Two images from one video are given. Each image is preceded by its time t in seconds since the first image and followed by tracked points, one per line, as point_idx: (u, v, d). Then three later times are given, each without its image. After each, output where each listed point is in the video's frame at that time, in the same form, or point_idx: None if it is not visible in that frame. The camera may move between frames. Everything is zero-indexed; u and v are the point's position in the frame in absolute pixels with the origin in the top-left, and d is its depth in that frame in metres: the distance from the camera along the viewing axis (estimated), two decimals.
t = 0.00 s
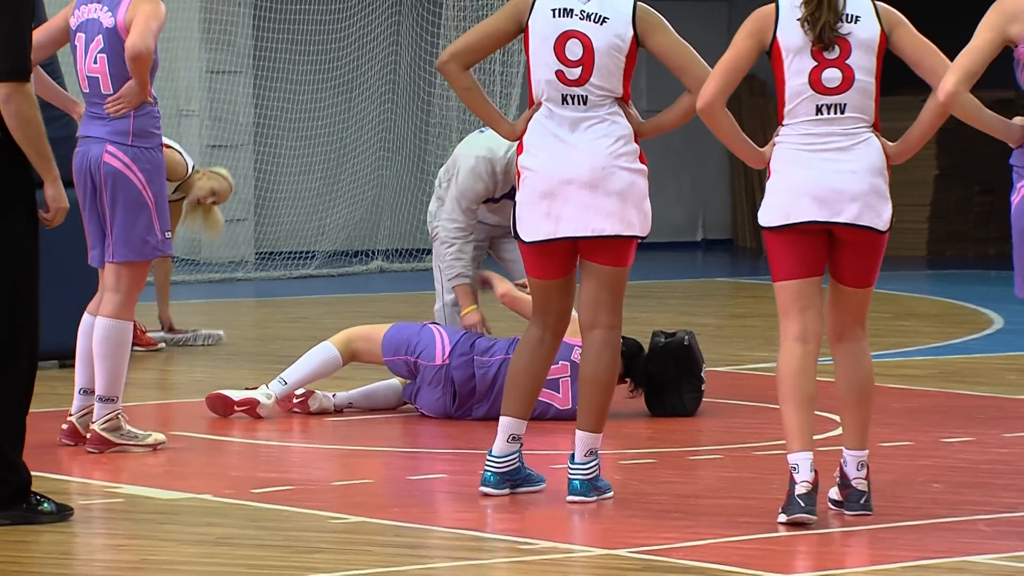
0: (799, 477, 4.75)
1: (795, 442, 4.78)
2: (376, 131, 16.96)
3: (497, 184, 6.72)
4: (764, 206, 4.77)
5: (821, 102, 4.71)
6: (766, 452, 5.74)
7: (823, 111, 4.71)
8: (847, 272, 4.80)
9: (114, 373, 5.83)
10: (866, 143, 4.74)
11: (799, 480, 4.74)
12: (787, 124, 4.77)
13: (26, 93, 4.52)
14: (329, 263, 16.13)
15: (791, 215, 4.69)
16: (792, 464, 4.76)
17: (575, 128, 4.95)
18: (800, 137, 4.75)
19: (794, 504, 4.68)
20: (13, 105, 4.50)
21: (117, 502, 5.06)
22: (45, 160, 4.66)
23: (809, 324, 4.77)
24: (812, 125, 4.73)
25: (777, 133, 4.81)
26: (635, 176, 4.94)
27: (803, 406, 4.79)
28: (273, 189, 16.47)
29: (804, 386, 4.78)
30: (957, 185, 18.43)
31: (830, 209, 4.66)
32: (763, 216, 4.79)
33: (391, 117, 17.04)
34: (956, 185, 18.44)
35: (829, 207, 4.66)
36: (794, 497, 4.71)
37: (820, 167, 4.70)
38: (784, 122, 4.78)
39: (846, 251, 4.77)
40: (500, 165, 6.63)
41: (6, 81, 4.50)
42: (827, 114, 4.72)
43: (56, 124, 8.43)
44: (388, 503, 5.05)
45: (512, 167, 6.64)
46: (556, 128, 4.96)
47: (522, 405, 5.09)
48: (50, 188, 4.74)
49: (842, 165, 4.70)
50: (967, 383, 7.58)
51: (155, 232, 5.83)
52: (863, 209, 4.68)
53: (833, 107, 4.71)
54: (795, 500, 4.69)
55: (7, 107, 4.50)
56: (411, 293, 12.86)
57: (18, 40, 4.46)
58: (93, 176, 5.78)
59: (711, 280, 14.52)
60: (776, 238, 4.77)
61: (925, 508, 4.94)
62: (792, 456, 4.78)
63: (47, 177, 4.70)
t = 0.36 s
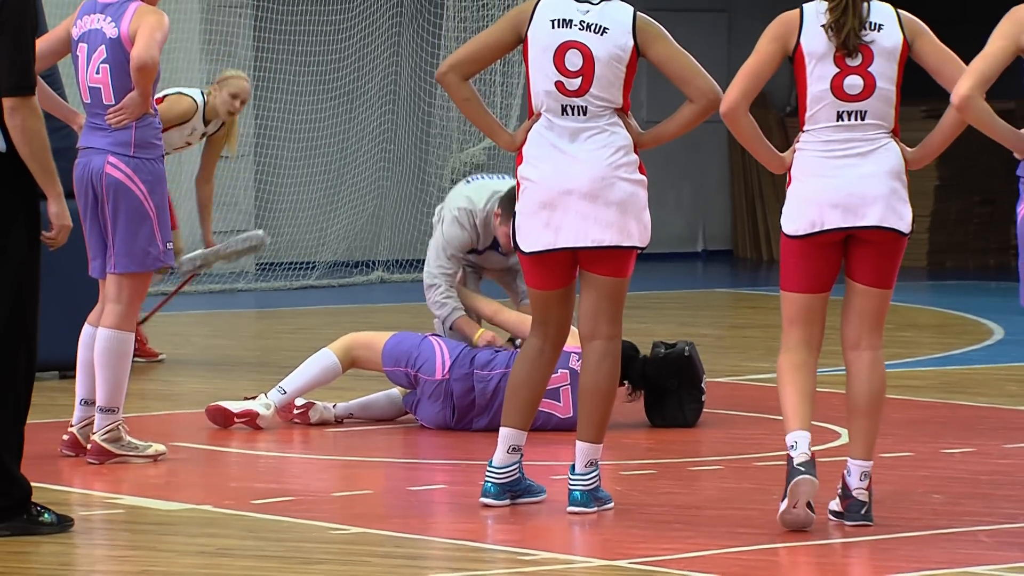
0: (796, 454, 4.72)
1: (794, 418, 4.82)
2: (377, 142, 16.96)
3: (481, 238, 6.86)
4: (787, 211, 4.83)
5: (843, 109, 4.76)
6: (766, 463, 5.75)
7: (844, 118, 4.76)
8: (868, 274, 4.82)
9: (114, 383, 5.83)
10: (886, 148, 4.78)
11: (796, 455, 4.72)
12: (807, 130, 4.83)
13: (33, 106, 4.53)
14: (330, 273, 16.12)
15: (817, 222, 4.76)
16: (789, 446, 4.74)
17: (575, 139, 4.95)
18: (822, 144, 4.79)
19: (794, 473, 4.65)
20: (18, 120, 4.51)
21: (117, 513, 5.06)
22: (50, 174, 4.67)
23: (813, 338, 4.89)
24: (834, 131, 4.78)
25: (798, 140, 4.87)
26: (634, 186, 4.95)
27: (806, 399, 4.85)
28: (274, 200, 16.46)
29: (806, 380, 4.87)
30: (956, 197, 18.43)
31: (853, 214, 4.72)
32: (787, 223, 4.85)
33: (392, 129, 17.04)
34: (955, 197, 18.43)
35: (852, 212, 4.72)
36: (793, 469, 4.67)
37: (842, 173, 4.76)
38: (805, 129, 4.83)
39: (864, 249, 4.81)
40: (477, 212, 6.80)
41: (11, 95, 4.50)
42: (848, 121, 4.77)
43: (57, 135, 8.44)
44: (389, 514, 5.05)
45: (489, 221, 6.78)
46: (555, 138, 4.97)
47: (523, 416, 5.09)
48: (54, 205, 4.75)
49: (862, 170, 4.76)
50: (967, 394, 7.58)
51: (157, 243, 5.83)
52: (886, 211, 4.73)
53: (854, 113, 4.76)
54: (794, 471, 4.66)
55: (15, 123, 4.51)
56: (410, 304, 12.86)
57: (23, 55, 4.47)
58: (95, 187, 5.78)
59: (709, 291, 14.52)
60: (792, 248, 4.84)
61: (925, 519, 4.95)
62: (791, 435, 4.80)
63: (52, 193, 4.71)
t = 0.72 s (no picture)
0: (793, 470, 4.76)
1: (793, 437, 4.83)
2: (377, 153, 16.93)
3: (497, 278, 6.80)
4: (792, 223, 4.84)
5: (849, 121, 4.77)
6: (766, 474, 5.74)
7: (850, 130, 4.77)
8: (869, 283, 4.82)
9: (114, 394, 5.83)
10: (892, 161, 4.79)
11: (794, 472, 4.75)
12: (814, 142, 4.83)
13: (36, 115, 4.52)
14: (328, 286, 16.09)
15: (823, 235, 4.76)
16: (788, 460, 4.78)
17: (575, 150, 4.96)
18: (827, 156, 4.80)
19: (792, 492, 4.69)
20: (22, 127, 4.51)
21: (117, 524, 5.05)
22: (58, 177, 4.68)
23: (816, 350, 4.89)
24: (839, 144, 4.78)
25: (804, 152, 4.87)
26: (635, 198, 4.95)
27: (806, 409, 4.86)
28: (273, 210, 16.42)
29: (808, 393, 4.87)
30: (956, 208, 18.43)
31: (859, 227, 4.73)
32: (793, 235, 4.85)
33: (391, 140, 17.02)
34: (955, 209, 18.43)
35: (858, 225, 4.73)
36: (790, 487, 4.71)
37: (848, 185, 4.77)
38: (811, 142, 4.84)
39: (868, 260, 4.80)
40: (496, 259, 6.73)
41: (15, 104, 4.51)
42: (854, 133, 4.77)
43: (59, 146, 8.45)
44: (388, 526, 5.05)
45: (507, 263, 6.73)
46: (554, 150, 4.97)
47: (523, 426, 5.09)
48: (61, 206, 4.76)
49: (868, 183, 4.77)
50: (967, 405, 7.58)
51: (157, 254, 5.82)
52: (892, 223, 4.73)
53: (861, 126, 4.77)
54: (793, 489, 4.70)
55: (19, 129, 4.51)
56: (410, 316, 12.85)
57: (29, 63, 4.47)
58: (96, 198, 5.80)
59: (710, 302, 14.50)
60: (800, 261, 4.84)
61: (925, 530, 4.94)
62: (789, 451, 4.81)
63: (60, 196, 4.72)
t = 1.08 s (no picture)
0: (795, 472, 4.76)
1: (795, 438, 4.83)
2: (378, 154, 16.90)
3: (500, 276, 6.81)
4: (795, 224, 4.84)
5: (850, 123, 4.77)
6: (766, 475, 5.75)
7: (852, 132, 4.77)
8: (872, 284, 4.82)
9: (115, 395, 5.83)
10: (895, 162, 4.79)
11: (796, 473, 4.75)
12: (815, 144, 4.83)
13: (26, 103, 4.50)
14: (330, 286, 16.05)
15: (826, 236, 4.76)
16: (790, 462, 4.78)
17: (576, 150, 4.96)
18: (829, 158, 4.80)
19: (794, 492, 4.69)
20: (14, 118, 4.48)
21: (118, 525, 5.05)
22: (52, 148, 4.64)
23: (818, 352, 4.89)
24: (840, 145, 4.78)
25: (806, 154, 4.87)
26: (636, 198, 4.95)
27: (807, 410, 4.85)
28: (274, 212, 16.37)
29: (810, 394, 4.87)
30: (957, 209, 18.42)
31: (862, 228, 4.73)
32: (795, 237, 4.85)
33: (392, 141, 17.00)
34: (957, 209, 18.42)
35: (861, 226, 4.73)
36: (792, 487, 4.71)
37: (850, 186, 4.77)
38: (812, 144, 4.84)
39: (871, 261, 4.80)
40: (497, 257, 6.77)
41: (5, 93, 4.48)
42: (855, 135, 4.77)
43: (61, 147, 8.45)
44: (389, 526, 5.05)
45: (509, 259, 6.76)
46: (555, 150, 4.97)
47: (525, 427, 5.09)
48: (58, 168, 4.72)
49: (870, 184, 4.77)
50: (967, 406, 7.58)
51: (158, 255, 5.82)
52: (895, 224, 4.74)
53: (862, 128, 4.77)
54: (795, 490, 4.70)
55: (12, 120, 4.49)
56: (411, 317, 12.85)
57: (23, 57, 4.47)
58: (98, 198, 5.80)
59: (711, 303, 14.50)
60: (802, 263, 4.84)
61: (926, 531, 4.94)
62: (790, 452, 4.81)
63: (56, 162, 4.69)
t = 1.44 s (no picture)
0: (796, 472, 4.76)
1: (796, 437, 4.83)
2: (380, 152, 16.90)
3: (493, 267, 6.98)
4: (796, 224, 4.84)
5: (851, 123, 4.77)
6: (767, 474, 5.75)
7: (853, 132, 4.77)
8: (873, 282, 4.82)
9: (117, 394, 5.83)
10: (896, 162, 4.79)
11: (797, 472, 4.75)
12: (816, 144, 4.83)
13: (26, 100, 4.51)
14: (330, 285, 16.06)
15: (827, 236, 4.76)
16: (790, 461, 4.78)
17: (577, 149, 4.95)
18: (829, 157, 4.80)
19: (795, 492, 4.69)
20: (13, 115, 4.49)
21: (119, 523, 5.05)
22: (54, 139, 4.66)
23: (819, 350, 4.89)
24: (841, 145, 4.78)
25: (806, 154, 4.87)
26: (637, 197, 4.95)
27: (808, 408, 4.86)
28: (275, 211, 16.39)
29: (810, 392, 4.87)
30: (958, 207, 18.42)
31: (864, 227, 4.73)
32: (796, 236, 4.85)
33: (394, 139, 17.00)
34: (958, 208, 18.42)
35: (862, 225, 4.73)
36: (793, 487, 4.71)
37: (851, 186, 4.77)
38: (813, 144, 4.84)
39: (872, 260, 4.80)
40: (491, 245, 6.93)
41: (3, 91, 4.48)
42: (856, 135, 4.77)
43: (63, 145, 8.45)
44: (390, 525, 5.05)
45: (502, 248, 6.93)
46: (556, 149, 4.97)
47: (525, 426, 5.09)
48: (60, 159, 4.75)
49: (871, 183, 4.77)
50: (968, 404, 7.58)
51: (160, 253, 5.82)
52: (896, 223, 4.74)
53: (864, 127, 4.77)
54: (795, 490, 4.70)
55: (11, 118, 4.50)
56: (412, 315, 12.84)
57: (22, 55, 4.47)
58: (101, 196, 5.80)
59: (712, 301, 14.51)
60: (803, 262, 4.84)
61: (926, 530, 4.94)
62: (791, 451, 4.81)
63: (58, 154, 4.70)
